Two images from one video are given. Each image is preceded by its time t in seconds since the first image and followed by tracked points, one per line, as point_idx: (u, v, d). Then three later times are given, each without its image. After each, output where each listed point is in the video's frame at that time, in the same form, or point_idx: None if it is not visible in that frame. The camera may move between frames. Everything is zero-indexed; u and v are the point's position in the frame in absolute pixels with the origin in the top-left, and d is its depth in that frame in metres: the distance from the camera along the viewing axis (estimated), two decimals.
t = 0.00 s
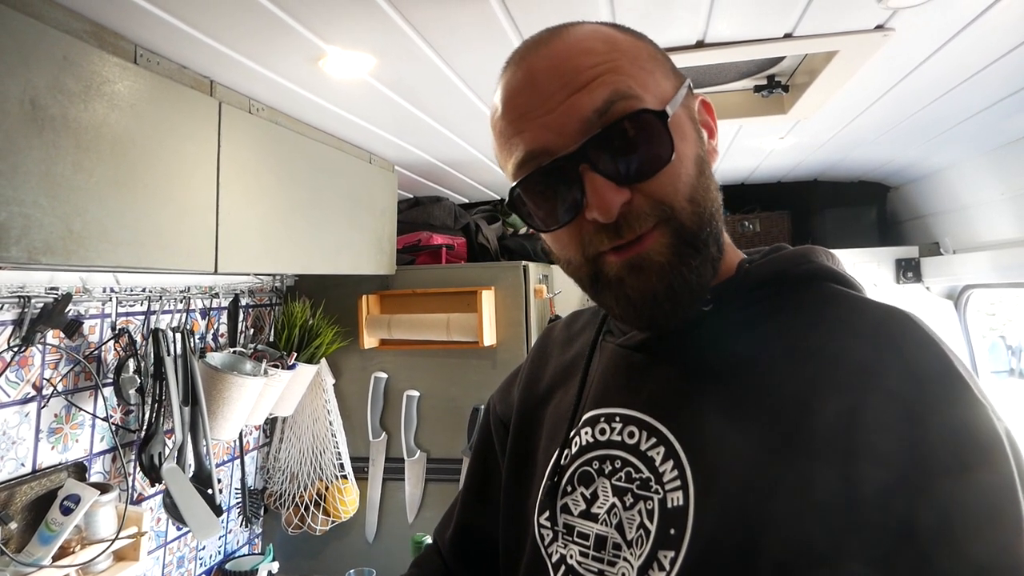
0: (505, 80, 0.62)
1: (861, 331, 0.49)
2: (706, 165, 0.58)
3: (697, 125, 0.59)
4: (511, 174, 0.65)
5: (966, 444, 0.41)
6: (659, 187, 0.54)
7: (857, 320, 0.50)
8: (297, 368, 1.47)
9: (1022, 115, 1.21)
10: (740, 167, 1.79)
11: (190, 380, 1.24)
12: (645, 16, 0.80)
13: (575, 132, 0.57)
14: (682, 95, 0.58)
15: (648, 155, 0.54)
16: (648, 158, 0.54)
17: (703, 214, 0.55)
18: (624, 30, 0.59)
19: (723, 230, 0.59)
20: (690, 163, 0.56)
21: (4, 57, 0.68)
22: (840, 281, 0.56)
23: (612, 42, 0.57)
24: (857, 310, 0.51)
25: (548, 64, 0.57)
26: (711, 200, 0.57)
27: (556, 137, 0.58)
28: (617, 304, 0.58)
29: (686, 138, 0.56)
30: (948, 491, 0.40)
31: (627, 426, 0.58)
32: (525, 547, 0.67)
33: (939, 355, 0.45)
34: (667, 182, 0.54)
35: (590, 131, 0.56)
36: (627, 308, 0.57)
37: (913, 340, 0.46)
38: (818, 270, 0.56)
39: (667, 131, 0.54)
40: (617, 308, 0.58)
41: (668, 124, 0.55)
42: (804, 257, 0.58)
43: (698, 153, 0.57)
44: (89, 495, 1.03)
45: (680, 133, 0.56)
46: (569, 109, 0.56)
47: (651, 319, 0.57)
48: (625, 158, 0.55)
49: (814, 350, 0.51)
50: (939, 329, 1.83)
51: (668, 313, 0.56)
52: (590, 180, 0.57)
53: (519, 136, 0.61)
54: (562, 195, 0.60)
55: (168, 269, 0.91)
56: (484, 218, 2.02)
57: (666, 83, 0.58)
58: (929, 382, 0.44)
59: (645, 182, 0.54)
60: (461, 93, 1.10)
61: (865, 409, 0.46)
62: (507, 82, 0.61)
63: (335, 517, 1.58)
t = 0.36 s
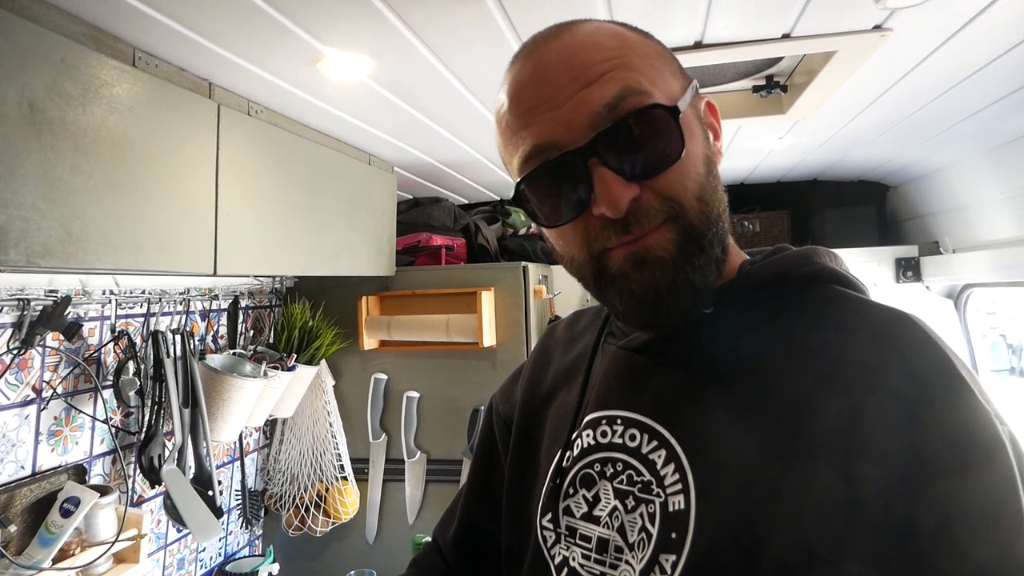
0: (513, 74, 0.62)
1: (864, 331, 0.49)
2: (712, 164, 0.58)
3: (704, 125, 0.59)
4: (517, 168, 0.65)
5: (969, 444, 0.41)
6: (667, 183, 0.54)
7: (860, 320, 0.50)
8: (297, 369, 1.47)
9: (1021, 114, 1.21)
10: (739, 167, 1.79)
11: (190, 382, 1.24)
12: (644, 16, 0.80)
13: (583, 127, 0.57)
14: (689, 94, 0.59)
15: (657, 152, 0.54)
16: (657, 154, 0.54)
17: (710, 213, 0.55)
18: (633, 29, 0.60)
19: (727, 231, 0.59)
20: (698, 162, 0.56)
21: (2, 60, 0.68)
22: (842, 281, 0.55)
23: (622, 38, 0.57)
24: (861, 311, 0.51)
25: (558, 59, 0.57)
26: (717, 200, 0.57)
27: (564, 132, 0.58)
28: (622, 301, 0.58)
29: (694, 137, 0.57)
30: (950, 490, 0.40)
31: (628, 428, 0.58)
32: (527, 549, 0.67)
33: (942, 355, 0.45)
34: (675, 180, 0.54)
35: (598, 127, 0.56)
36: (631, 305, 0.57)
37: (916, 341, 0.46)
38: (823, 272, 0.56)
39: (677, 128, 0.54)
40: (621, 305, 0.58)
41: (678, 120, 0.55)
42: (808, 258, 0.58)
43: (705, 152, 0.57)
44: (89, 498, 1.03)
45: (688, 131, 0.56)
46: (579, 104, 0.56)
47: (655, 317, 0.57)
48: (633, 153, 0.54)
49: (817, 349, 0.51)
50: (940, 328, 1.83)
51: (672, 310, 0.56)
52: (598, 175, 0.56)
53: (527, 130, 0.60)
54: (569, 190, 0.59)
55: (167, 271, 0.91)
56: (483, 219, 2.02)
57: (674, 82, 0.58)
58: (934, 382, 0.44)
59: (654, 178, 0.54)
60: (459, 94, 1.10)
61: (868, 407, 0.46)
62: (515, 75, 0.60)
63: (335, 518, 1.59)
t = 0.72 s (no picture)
0: (513, 72, 0.62)
1: (850, 331, 0.48)
2: (709, 169, 0.58)
3: (701, 130, 0.59)
4: (514, 168, 0.65)
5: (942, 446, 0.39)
6: (663, 185, 0.54)
7: (848, 321, 0.49)
8: (298, 372, 1.48)
9: (1020, 115, 1.21)
10: (739, 169, 1.79)
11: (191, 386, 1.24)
12: (644, 19, 0.81)
13: (582, 126, 0.57)
14: (687, 99, 0.59)
15: (649, 154, 0.54)
16: (654, 156, 0.54)
17: (705, 217, 0.55)
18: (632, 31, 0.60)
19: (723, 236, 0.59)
20: (694, 166, 0.56)
21: (5, 66, 0.68)
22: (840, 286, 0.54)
23: (622, 40, 0.57)
24: (848, 311, 0.49)
25: (559, 57, 0.57)
26: (713, 204, 0.57)
27: (563, 131, 0.58)
28: (615, 302, 0.58)
29: (692, 141, 0.57)
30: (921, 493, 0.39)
31: (622, 432, 0.59)
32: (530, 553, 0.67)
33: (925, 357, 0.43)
34: (672, 182, 0.54)
35: (597, 126, 0.57)
36: (625, 305, 0.57)
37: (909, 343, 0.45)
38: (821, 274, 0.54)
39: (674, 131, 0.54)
40: (614, 306, 0.58)
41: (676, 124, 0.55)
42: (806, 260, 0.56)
43: (702, 157, 0.58)
44: (91, 502, 1.03)
45: (686, 135, 0.57)
46: (578, 103, 0.56)
47: (647, 318, 0.56)
48: (631, 154, 0.55)
49: (803, 353, 0.50)
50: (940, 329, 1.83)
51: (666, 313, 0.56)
52: (595, 175, 0.57)
53: (525, 128, 0.60)
54: (565, 190, 0.60)
55: (169, 275, 0.91)
56: (483, 221, 2.02)
57: (672, 86, 0.59)
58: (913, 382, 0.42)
59: (651, 180, 0.54)
60: (459, 96, 1.10)
61: (846, 409, 0.45)
62: (514, 74, 0.61)
63: (336, 521, 1.59)
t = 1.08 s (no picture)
0: (540, 44, 0.60)
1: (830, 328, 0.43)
2: (714, 177, 0.59)
3: (712, 140, 0.60)
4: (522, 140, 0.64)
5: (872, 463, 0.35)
6: (673, 181, 0.55)
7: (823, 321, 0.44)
8: (297, 373, 1.47)
9: (1019, 115, 1.21)
10: (738, 170, 1.79)
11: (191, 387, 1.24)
12: (641, 20, 0.81)
13: (602, 109, 0.57)
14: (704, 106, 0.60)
15: (661, 150, 0.55)
16: (671, 151, 0.55)
17: (707, 220, 0.56)
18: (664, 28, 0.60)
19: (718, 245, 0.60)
20: (703, 170, 0.57)
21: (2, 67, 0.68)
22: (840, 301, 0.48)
23: (655, 34, 0.57)
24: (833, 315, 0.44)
25: (592, 37, 0.57)
26: (714, 211, 0.58)
27: (582, 110, 0.57)
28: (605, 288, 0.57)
29: (705, 146, 0.58)
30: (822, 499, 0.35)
31: (593, 430, 0.60)
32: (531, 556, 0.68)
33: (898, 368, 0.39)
34: (682, 180, 0.55)
35: (617, 113, 0.56)
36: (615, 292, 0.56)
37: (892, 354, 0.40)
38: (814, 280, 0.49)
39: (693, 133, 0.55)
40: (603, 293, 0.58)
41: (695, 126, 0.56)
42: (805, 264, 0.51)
43: (711, 164, 0.59)
44: (89, 503, 1.03)
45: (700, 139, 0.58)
46: (602, 85, 0.56)
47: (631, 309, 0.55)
48: (648, 145, 0.55)
49: (762, 343, 0.46)
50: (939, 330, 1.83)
51: (656, 312, 0.54)
52: (607, 157, 0.56)
53: (544, 100, 0.59)
54: (573, 171, 0.59)
55: (167, 276, 0.91)
56: (482, 222, 2.02)
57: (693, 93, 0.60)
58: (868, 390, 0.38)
59: (662, 174, 0.55)
60: (458, 98, 1.10)
61: (783, 392, 0.41)
62: (541, 45, 0.60)
63: (336, 522, 1.59)
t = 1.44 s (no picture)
0: (511, 59, 0.59)
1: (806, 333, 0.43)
2: (690, 192, 0.59)
3: (688, 153, 0.60)
4: (495, 156, 0.63)
5: (832, 469, 0.35)
6: (644, 203, 0.54)
7: (799, 327, 0.44)
8: (294, 374, 1.47)
9: (1016, 116, 1.21)
10: (736, 171, 1.79)
11: (187, 389, 1.24)
12: (637, 21, 0.80)
13: (573, 130, 0.55)
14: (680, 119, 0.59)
15: (632, 169, 0.54)
16: (642, 173, 0.54)
17: (681, 238, 0.55)
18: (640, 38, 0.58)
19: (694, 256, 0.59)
20: (677, 186, 0.57)
21: None
22: (822, 309, 0.48)
23: (630, 48, 0.56)
24: (808, 323, 0.45)
25: (562, 54, 0.55)
26: (688, 226, 0.58)
27: (553, 131, 0.56)
28: (578, 308, 0.58)
29: (679, 162, 0.57)
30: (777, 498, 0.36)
31: (572, 433, 0.62)
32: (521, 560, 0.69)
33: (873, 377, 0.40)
34: (654, 200, 0.55)
35: (588, 133, 0.55)
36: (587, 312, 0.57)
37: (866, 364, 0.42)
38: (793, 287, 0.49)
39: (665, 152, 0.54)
40: (576, 312, 0.58)
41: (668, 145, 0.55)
42: (789, 269, 0.51)
43: (686, 179, 0.58)
44: (85, 504, 1.02)
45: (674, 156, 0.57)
46: (572, 106, 0.55)
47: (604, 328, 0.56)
48: (618, 167, 0.54)
49: (735, 346, 0.47)
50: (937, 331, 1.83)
51: (630, 331, 0.55)
52: (577, 180, 0.56)
53: (515, 119, 0.58)
54: (544, 190, 0.59)
55: (163, 277, 0.91)
56: (480, 223, 2.02)
57: (669, 104, 0.59)
58: (834, 398, 0.38)
59: (632, 196, 0.54)
60: (455, 98, 1.10)
61: (752, 391, 0.41)
62: (512, 59, 0.58)
63: (333, 523, 1.59)
